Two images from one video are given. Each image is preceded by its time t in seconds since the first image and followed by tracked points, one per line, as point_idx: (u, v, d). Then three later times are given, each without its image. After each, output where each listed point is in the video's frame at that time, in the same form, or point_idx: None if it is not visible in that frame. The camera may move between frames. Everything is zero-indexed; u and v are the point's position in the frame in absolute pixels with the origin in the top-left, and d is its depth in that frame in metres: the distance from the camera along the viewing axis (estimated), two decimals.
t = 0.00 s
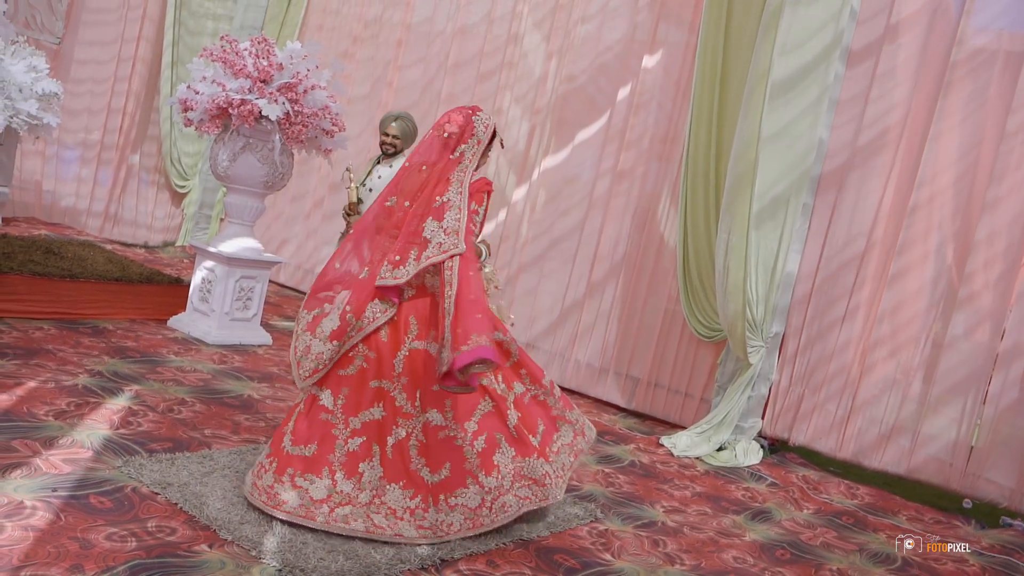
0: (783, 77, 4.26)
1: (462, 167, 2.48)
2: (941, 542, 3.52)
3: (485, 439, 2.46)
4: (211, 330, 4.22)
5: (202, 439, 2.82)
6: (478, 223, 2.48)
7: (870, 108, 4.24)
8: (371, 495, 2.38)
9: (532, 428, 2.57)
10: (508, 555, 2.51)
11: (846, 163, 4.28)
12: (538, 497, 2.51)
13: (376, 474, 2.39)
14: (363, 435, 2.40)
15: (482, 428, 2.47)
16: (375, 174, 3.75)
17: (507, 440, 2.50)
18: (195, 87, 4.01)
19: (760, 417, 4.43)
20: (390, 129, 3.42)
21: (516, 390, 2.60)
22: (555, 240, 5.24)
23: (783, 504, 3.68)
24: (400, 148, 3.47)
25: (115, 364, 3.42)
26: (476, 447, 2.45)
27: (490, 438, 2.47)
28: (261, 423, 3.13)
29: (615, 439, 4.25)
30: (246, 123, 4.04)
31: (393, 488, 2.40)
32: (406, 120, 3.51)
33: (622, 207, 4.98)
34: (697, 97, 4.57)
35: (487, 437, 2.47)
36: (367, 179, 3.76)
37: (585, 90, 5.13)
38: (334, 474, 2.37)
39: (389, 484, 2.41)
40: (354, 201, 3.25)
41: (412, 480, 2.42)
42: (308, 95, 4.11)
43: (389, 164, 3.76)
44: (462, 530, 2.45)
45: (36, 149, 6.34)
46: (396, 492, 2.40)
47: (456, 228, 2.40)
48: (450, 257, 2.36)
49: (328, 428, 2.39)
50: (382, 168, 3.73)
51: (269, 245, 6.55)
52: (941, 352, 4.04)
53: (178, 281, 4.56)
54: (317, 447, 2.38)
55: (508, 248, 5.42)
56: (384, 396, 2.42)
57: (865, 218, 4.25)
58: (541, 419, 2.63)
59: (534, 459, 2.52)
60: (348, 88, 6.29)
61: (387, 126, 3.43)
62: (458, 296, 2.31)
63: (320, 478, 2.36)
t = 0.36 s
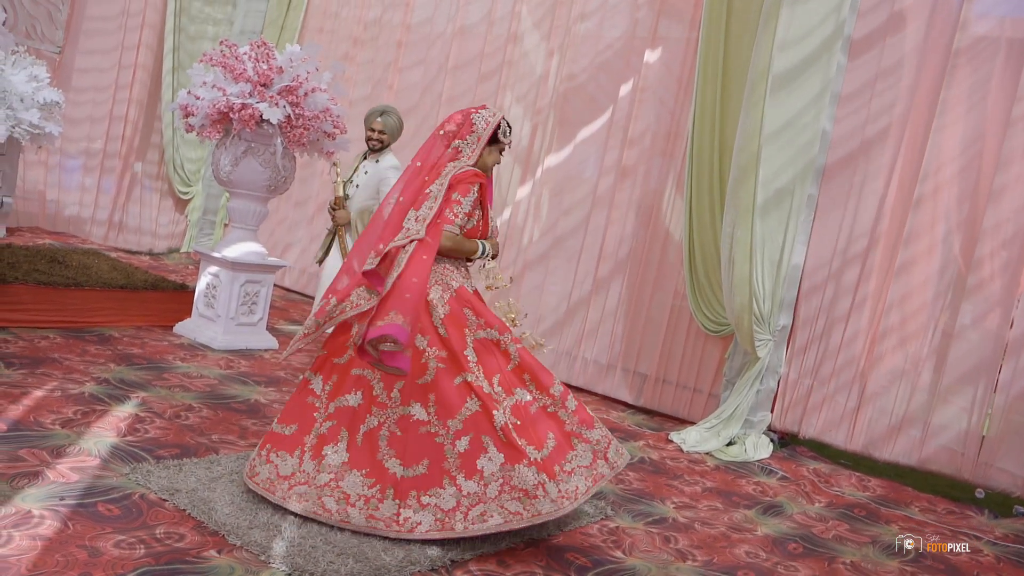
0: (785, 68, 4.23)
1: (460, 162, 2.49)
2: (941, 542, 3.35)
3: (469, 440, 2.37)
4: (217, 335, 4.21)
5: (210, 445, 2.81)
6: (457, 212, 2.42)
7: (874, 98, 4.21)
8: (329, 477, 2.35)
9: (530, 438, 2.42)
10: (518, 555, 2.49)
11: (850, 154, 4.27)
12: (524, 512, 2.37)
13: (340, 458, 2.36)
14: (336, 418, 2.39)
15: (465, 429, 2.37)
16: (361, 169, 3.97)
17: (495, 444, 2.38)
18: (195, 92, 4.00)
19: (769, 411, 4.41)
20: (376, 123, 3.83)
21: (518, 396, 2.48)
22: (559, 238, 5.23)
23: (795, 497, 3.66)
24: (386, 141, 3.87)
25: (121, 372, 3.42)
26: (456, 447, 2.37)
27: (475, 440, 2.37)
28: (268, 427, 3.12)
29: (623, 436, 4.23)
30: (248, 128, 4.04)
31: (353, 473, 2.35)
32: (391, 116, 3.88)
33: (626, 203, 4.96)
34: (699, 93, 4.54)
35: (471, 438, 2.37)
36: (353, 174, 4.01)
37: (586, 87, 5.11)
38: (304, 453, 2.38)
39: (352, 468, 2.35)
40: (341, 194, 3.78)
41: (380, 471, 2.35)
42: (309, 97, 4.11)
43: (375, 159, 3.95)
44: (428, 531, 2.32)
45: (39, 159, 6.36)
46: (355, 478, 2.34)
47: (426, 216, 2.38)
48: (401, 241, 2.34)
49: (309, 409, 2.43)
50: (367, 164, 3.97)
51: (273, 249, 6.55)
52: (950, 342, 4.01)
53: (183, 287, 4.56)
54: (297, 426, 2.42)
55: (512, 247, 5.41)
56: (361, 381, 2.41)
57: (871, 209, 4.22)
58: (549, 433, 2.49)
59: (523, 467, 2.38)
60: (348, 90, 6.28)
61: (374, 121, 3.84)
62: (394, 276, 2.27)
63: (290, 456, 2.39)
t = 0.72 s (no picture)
0: (783, 60, 4.21)
1: (452, 160, 2.53)
2: (940, 542, 3.20)
3: (423, 441, 2.36)
4: (220, 341, 4.21)
5: (214, 450, 2.80)
6: (431, 210, 2.46)
7: (874, 89, 4.20)
8: (301, 463, 2.45)
9: (487, 445, 2.32)
10: (526, 554, 2.48)
11: (851, 145, 4.26)
12: (458, 521, 2.25)
13: (313, 445, 2.46)
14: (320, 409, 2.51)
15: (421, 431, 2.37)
16: (345, 165, 3.96)
17: (445, 448, 2.34)
18: (192, 98, 3.99)
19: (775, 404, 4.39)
20: (358, 119, 3.85)
21: (488, 401, 2.37)
22: (561, 235, 5.22)
23: (802, 490, 3.65)
24: (370, 136, 3.89)
25: (125, 379, 3.42)
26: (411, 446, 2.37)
27: (427, 442, 2.35)
28: (273, 431, 3.12)
29: (629, 432, 4.22)
30: (246, 132, 4.04)
31: (318, 461, 2.42)
32: (373, 111, 3.90)
33: (628, 199, 4.95)
34: (699, 87, 4.52)
35: (426, 440, 2.36)
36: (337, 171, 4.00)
37: (585, 85, 5.10)
38: (292, 439, 2.53)
39: (319, 456, 2.43)
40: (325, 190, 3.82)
41: (342, 461, 2.40)
42: (307, 100, 4.10)
43: (359, 155, 3.93)
44: (362, 525, 2.30)
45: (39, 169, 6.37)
46: (320, 465, 2.41)
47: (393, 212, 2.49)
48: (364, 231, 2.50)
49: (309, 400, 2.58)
50: (351, 160, 3.96)
51: (275, 254, 6.55)
52: (954, 331, 4.00)
53: (185, 293, 4.57)
54: (300, 415, 2.59)
55: (514, 246, 5.40)
56: (347, 375, 2.51)
57: (873, 199, 4.20)
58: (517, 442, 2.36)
59: (464, 475, 2.30)
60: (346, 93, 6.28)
61: (357, 116, 3.86)
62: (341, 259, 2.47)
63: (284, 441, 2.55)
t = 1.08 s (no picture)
0: (777, 55, 4.20)
1: (440, 164, 2.60)
2: (939, 541, 3.09)
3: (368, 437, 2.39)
4: (221, 346, 4.21)
5: (218, 456, 2.80)
6: (407, 211, 2.50)
7: (871, 80, 4.19)
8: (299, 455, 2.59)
9: (414, 445, 2.31)
10: (532, 553, 2.48)
11: (847, 138, 4.25)
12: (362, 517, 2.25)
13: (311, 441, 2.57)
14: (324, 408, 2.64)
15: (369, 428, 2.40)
16: (327, 166, 3.90)
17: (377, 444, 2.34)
18: (189, 104, 3.99)
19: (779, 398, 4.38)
20: (337, 117, 3.81)
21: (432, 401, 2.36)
22: (561, 234, 5.21)
23: (807, 484, 3.64)
24: (350, 136, 3.86)
25: (126, 387, 3.41)
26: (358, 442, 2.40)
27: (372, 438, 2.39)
28: (277, 436, 3.12)
29: (633, 429, 4.21)
30: (243, 137, 4.05)
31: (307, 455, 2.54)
32: (353, 110, 3.87)
33: (627, 196, 4.95)
34: (696, 83, 4.52)
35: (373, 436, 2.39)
36: (320, 172, 3.93)
37: (582, 82, 5.10)
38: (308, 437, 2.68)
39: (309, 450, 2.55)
40: (308, 193, 3.75)
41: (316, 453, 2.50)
42: (303, 104, 4.09)
43: (341, 155, 3.87)
44: (303, 511, 2.37)
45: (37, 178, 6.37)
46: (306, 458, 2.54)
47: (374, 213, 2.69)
48: (345, 230, 2.72)
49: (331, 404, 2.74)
50: (333, 160, 3.89)
51: (275, 258, 6.55)
52: (956, 321, 3.99)
53: (185, 300, 4.57)
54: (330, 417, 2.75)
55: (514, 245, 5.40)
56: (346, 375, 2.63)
57: (872, 192, 4.20)
58: (447, 445, 2.31)
59: (382, 472, 2.29)
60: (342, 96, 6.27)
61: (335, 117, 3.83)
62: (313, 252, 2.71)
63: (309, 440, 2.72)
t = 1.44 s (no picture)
0: (773, 48, 4.16)
1: (430, 163, 2.68)
2: (940, 541, 2.97)
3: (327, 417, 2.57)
4: (224, 353, 4.21)
5: (222, 462, 2.80)
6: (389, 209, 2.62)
7: (867, 72, 4.20)
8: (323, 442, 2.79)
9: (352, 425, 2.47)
10: (538, 552, 2.48)
11: (845, 130, 4.24)
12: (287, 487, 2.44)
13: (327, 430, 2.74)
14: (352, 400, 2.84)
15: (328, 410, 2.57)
16: (305, 173, 3.88)
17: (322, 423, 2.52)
18: (185, 111, 4.00)
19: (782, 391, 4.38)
20: (314, 124, 3.80)
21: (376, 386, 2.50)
22: (560, 233, 5.21)
23: (812, 477, 3.64)
24: (327, 141, 3.84)
25: (129, 395, 3.42)
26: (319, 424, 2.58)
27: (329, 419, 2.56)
28: (280, 441, 3.12)
29: (636, 426, 4.21)
30: (240, 143, 4.07)
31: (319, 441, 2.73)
32: (329, 115, 3.85)
33: (626, 193, 4.94)
34: (693, 79, 4.52)
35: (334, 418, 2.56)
36: (298, 180, 3.91)
37: (579, 81, 5.09)
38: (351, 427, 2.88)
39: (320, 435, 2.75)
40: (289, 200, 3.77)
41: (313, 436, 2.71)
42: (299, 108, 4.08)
43: (320, 161, 3.88)
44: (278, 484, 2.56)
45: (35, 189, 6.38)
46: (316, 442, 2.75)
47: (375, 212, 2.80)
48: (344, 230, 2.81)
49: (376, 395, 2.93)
50: (312, 166, 3.88)
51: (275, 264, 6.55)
52: (958, 311, 3.99)
53: (186, 307, 4.58)
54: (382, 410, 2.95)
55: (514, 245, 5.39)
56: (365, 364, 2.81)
57: (871, 184, 4.19)
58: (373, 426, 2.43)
59: (317, 447, 2.47)
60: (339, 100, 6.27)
61: (312, 123, 3.81)
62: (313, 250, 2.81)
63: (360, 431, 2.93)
